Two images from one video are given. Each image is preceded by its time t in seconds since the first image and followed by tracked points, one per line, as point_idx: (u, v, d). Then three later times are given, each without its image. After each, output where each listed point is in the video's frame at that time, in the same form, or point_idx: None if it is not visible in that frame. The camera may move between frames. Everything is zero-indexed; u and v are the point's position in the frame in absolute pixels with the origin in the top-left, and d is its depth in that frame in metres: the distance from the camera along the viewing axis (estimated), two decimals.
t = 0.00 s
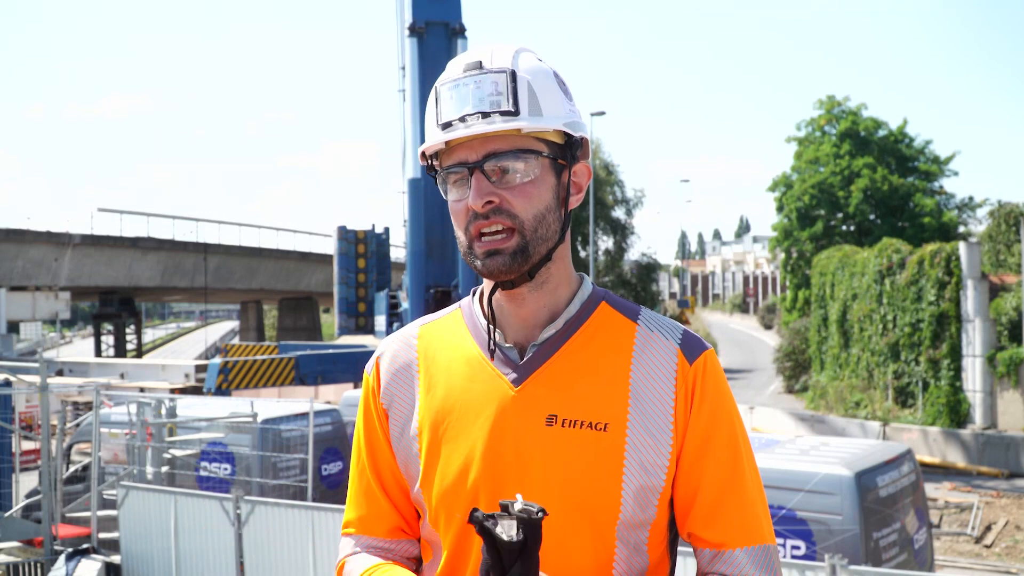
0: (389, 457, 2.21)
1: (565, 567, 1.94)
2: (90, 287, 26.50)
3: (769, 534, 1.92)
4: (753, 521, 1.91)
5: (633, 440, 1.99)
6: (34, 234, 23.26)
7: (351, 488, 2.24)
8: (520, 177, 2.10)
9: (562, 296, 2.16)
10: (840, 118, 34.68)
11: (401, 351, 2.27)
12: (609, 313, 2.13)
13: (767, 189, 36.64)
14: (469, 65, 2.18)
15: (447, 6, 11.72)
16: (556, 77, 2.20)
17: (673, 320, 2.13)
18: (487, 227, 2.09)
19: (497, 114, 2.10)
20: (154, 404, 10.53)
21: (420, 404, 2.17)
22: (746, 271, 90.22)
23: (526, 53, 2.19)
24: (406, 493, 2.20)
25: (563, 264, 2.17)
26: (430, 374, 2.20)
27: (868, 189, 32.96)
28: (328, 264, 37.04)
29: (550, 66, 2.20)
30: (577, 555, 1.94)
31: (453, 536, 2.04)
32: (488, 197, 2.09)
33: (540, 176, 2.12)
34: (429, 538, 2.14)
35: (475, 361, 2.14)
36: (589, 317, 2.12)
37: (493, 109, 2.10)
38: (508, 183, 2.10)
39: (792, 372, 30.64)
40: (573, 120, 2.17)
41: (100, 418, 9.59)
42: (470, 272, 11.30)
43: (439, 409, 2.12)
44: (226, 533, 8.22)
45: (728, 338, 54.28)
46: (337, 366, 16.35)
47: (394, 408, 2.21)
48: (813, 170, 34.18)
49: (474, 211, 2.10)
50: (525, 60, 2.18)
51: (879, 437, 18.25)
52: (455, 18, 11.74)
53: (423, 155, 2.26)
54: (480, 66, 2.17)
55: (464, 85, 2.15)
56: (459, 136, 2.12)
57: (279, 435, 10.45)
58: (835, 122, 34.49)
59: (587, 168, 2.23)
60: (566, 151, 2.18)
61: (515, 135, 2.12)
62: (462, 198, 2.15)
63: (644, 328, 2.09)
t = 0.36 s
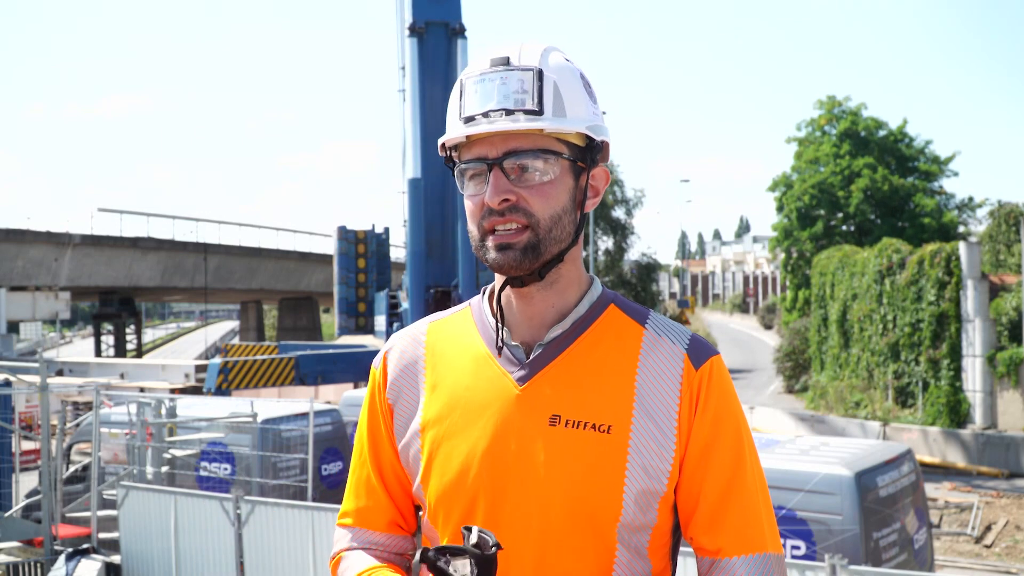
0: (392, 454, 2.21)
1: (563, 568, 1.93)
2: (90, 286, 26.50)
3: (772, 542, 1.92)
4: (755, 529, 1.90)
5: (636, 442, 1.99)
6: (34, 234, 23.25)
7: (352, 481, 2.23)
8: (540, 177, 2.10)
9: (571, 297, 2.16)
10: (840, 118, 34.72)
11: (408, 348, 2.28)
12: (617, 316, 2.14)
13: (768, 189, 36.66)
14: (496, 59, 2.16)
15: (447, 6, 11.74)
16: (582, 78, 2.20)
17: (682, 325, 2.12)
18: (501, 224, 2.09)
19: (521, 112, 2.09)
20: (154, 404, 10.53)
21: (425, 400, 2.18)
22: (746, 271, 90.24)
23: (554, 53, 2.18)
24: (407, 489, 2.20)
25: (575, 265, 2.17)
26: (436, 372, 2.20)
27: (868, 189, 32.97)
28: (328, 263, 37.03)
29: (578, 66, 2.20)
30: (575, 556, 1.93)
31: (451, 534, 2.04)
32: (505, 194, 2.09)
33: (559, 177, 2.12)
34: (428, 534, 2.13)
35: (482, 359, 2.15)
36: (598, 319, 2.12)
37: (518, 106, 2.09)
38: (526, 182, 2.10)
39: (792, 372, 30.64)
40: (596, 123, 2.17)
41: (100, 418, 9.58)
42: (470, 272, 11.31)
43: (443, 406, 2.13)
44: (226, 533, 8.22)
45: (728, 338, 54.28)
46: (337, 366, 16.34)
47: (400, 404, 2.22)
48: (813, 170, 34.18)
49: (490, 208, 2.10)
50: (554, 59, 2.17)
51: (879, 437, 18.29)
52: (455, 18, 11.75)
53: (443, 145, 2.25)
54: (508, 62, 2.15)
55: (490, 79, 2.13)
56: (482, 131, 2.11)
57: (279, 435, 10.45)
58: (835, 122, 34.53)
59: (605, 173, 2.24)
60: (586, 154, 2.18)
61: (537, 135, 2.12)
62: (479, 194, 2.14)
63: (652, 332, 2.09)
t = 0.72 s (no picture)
0: (395, 450, 2.22)
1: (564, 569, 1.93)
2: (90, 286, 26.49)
3: (777, 545, 1.92)
4: (759, 532, 1.91)
5: (640, 446, 1.99)
6: (34, 235, 23.24)
7: (357, 477, 2.24)
8: (553, 176, 2.10)
9: (579, 300, 2.16)
10: (840, 118, 34.73)
11: (414, 346, 2.28)
12: (624, 318, 2.14)
13: (768, 189, 36.65)
14: (514, 58, 2.16)
15: (447, 6, 11.74)
16: (598, 80, 2.21)
17: (689, 329, 2.12)
18: (512, 222, 2.08)
19: (538, 110, 2.09)
20: (154, 404, 10.53)
21: (429, 398, 2.18)
22: (746, 271, 90.25)
23: (570, 54, 2.19)
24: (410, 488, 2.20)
25: (583, 268, 2.17)
26: (441, 371, 2.20)
27: (868, 189, 32.98)
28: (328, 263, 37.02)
29: (593, 68, 2.21)
30: (576, 555, 1.93)
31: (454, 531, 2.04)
32: (518, 192, 2.08)
33: (572, 177, 2.12)
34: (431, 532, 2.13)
35: (488, 358, 2.15)
36: (605, 320, 2.12)
37: (535, 105, 2.09)
38: (539, 181, 2.10)
39: (792, 371, 30.64)
40: (611, 125, 2.18)
41: (100, 418, 9.58)
42: (470, 272, 11.32)
43: (447, 403, 2.13)
44: (226, 534, 8.22)
45: (728, 337, 54.31)
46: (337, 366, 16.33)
47: (404, 402, 2.22)
48: (813, 170, 34.18)
49: (503, 206, 2.09)
50: (570, 59, 2.18)
51: (879, 437, 18.30)
52: (455, 18, 11.74)
53: (455, 142, 2.25)
54: (526, 60, 2.15)
55: (507, 77, 2.13)
56: (498, 128, 2.11)
57: (279, 435, 10.46)
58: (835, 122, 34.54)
59: (617, 176, 2.24)
60: (599, 156, 2.18)
61: (553, 134, 2.12)
62: (490, 191, 2.14)
63: (659, 337, 2.09)
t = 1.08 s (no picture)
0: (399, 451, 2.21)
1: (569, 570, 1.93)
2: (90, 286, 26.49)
3: (780, 543, 1.92)
4: (763, 532, 1.90)
5: (645, 447, 1.99)
6: (34, 235, 23.25)
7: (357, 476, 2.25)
8: (560, 175, 2.10)
9: (584, 300, 2.16)
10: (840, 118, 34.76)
11: (418, 345, 2.28)
12: (628, 319, 2.14)
13: (768, 189, 36.65)
14: (519, 57, 2.15)
15: (447, 6, 11.74)
16: (601, 78, 2.20)
17: (692, 330, 2.13)
18: (522, 222, 2.09)
19: (546, 109, 2.09)
20: (154, 404, 10.53)
21: (433, 399, 2.18)
22: (746, 272, 90.28)
23: (574, 52, 2.19)
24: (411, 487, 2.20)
25: (588, 267, 2.17)
26: (445, 371, 2.20)
27: (868, 190, 32.97)
28: (328, 263, 37.01)
29: (596, 65, 2.20)
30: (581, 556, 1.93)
31: (457, 530, 2.03)
32: (527, 192, 2.08)
33: (580, 176, 2.12)
34: (432, 534, 2.12)
35: (493, 358, 2.15)
36: (610, 321, 2.12)
37: (542, 104, 2.09)
38: (547, 180, 2.10)
39: (792, 372, 30.64)
40: (615, 123, 2.17)
41: (100, 418, 9.57)
42: (470, 272, 11.32)
43: (451, 404, 2.13)
44: (226, 533, 8.21)
45: (728, 338, 54.33)
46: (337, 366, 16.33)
47: (408, 401, 2.22)
48: (813, 170, 34.18)
49: (513, 206, 2.09)
50: (575, 58, 2.17)
51: (879, 437, 18.32)
52: (455, 18, 11.75)
53: (459, 143, 2.24)
54: (531, 59, 2.14)
55: (513, 77, 2.12)
56: (506, 128, 2.11)
57: (279, 435, 10.46)
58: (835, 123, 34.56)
59: (620, 174, 2.25)
60: (604, 154, 2.18)
61: (560, 133, 2.12)
62: (499, 190, 2.13)
63: (663, 338, 2.09)
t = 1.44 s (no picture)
0: (398, 454, 2.21)
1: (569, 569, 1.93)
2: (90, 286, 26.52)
3: (778, 541, 1.91)
4: (762, 532, 1.90)
5: (644, 444, 1.99)
6: (34, 234, 23.26)
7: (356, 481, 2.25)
8: (543, 177, 2.10)
9: (578, 299, 2.16)
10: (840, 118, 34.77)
11: (415, 348, 2.29)
12: (624, 318, 2.14)
13: (767, 189, 36.66)
14: (495, 63, 2.17)
15: (447, 6, 11.76)
16: (579, 77, 2.20)
17: (688, 328, 2.13)
18: (509, 226, 2.09)
19: (523, 113, 2.10)
20: (154, 404, 10.53)
21: (431, 403, 2.18)
22: (746, 272, 90.33)
23: (549, 54, 2.19)
24: (410, 490, 2.20)
25: (581, 265, 2.17)
26: (442, 373, 2.20)
27: (868, 190, 32.98)
28: (327, 263, 37.01)
29: (573, 66, 2.20)
30: (583, 557, 1.93)
31: (457, 533, 2.04)
32: (512, 196, 2.08)
33: (563, 176, 2.12)
34: (433, 536, 2.13)
35: (489, 360, 2.15)
36: (605, 321, 2.12)
37: (519, 108, 2.09)
38: (531, 182, 2.10)
39: (792, 372, 30.64)
40: (595, 120, 2.17)
41: (100, 418, 9.58)
42: (470, 272, 11.33)
43: (449, 407, 2.14)
44: (226, 534, 8.21)
45: (728, 338, 54.34)
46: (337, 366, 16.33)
47: (405, 405, 2.22)
48: (813, 170, 34.19)
49: (498, 210, 2.09)
50: (550, 59, 2.17)
51: (879, 437, 18.31)
52: (455, 18, 11.77)
53: (444, 153, 2.25)
54: (505, 65, 2.15)
55: (489, 84, 2.14)
56: (484, 135, 2.12)
57: (279, 435, 10.47)
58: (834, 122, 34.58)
59: (606, 170, 2.24)
60: (587, 152, 2.18)
61: (540, 135, 2.12)
62: (484, 196, 2.14)
63: (659, 336, 2.09)
